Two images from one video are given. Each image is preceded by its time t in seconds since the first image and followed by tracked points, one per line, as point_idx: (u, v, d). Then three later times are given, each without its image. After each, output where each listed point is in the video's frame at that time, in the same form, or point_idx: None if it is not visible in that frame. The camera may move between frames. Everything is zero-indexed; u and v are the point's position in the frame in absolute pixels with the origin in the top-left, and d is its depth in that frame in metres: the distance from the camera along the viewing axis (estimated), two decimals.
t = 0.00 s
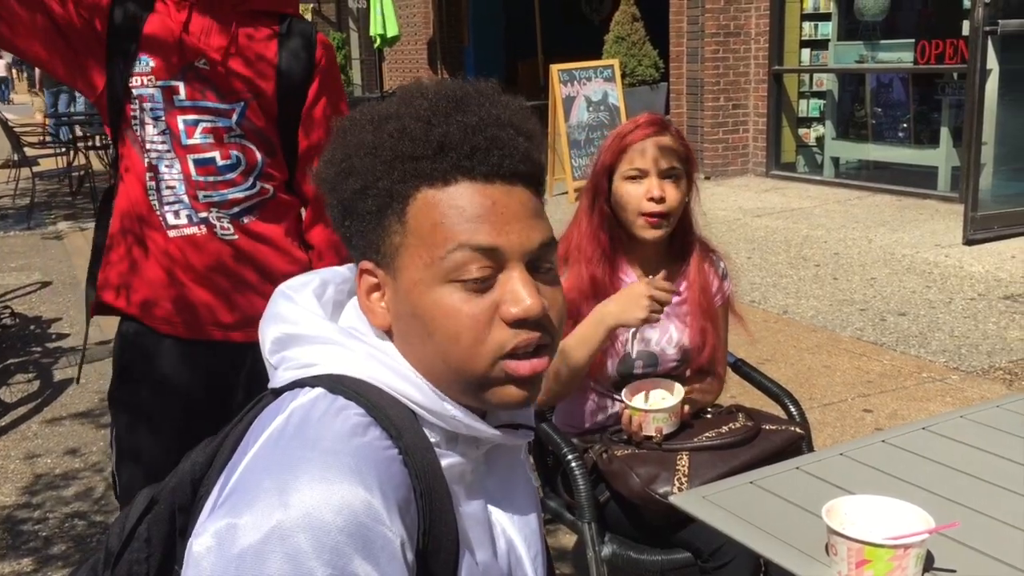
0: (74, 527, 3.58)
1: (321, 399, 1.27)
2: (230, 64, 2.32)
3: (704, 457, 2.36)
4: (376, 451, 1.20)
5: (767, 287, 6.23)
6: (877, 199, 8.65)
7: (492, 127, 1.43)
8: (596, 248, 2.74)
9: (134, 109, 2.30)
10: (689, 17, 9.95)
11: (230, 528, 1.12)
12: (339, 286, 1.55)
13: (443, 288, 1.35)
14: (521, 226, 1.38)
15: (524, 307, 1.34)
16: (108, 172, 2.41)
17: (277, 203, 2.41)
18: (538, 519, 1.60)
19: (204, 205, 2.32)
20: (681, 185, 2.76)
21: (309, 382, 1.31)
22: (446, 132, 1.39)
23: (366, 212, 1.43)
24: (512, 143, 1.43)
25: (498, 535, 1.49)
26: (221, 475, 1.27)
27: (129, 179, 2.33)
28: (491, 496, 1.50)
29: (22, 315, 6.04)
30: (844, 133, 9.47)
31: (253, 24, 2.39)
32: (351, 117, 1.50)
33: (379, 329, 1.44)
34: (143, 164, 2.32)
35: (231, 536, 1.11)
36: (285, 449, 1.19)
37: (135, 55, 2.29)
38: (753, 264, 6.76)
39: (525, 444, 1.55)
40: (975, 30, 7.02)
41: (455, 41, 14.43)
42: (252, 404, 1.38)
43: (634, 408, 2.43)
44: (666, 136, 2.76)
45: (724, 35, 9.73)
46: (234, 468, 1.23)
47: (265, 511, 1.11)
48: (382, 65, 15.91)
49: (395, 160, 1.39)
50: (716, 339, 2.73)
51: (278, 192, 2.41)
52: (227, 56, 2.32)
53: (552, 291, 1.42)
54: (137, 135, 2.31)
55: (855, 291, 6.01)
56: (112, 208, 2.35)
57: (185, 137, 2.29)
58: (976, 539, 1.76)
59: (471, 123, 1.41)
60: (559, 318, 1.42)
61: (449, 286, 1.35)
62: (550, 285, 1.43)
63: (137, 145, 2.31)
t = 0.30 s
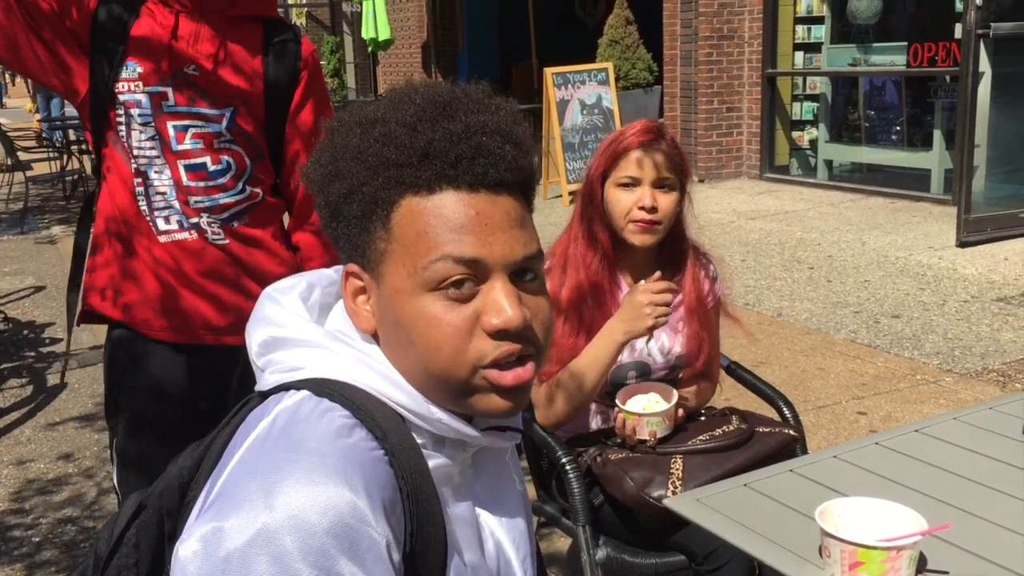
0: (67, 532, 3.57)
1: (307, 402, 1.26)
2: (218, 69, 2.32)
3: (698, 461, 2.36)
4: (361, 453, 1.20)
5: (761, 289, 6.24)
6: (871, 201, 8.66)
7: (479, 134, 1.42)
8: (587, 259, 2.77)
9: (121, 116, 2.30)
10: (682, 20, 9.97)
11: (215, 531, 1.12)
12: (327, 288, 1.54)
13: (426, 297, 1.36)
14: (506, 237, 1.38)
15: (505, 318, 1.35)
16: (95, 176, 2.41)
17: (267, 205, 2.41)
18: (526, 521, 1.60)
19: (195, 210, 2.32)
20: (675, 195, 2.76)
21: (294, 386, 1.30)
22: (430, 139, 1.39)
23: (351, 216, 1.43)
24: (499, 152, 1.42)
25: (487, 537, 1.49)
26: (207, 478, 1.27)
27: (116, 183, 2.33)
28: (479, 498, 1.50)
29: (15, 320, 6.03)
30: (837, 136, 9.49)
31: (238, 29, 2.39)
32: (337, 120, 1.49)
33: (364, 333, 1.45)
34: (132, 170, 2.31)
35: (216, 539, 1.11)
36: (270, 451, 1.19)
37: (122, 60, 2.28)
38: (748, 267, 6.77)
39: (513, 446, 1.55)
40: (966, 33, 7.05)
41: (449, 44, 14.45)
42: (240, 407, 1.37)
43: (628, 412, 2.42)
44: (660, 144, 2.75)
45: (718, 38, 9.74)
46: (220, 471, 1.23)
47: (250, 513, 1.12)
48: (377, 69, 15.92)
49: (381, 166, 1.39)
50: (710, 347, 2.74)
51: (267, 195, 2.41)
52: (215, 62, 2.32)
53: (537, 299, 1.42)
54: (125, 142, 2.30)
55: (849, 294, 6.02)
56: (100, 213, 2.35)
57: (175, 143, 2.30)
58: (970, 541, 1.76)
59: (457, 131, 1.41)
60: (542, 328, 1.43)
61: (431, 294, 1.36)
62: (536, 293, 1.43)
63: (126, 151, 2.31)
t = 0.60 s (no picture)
0: (60, 537, 3.56)
1: (305, 407, 1.26)
2: (216, 75, 2.32)
3: (693, 465, 2.36)
4: (360, 459, 1.19)
5: (755, 293, 6.25)
6: (865, 205, 8.67)
7: (486, 145, 1.43)
8: (578, 268, 2.77)
9: (117, 118, 2.29)
10: (677, 24, 10.00)
11: (212, 537, 1.12)
12: (325, 294, 1.54)
13: (430, 308, 1.35)
14: (511, 249, 1.38)
15: (510, 332, 1.34)
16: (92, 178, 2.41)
17: (261, 210, 2.42)
18: (524, 527, 1.60)
19: (189, 213, 2.31)
20: (668, 206, 2.76)
21: (292, 391, 1.30)
22: (438, 149, 1.39)
23: (355, 223, 1.43)
24: (505, 163, 1.43)
25: (484, 543, 1.48)
26: (204, 483, 1.27)
27: (111, 186, 2.32)
28: (476, 504, 1.50)
29: (9, 325, 6.01)
30: (832, 140, 9.49)
31: (235, 36, 2.38)
32: (342, 125, 1.49)
33: (365, 341, 1.44)
34: (127, 172, 2.30)
35: (214, 545, 1.11)
36: (269, 458, 1.18)
37: (120, 63, 2.27)
38: (742, 271, 6.78)
39: (511, 452, 1.54)
40: (960, 38, 7.07)
41: (444, 48, 14.46)
42: (236, 413, 1.37)
43: (623, 415, 2.42)
44: (654, 155, 2.76)
45: (712, 42, 9.77)
46: (217, 476, 1.23)
47: (249, 520, 1.11)
48: (372, 73, 15.94)
49: (386, 174, 1.39)
50: (699, 355, 2.75)
51: (262, 200, 2.42)
52: (212, 68, 2.32)
53: (540, 312, 1.42)
54: (121, 144, 2.30)
55: (844, 297, 6.03)
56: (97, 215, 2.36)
57: (171, 147, 2.29)
58: (964, 544, 1.76)
59: (463, 141, 1.41)
60: (544, 339, 1.42)
61: (435, 306, 1.35)
62: (539, 305, 1.42)
63: (122, 153, 2.30)
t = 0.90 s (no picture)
0: (58, 540, 3.55)
1: (304, 412, 1.26)
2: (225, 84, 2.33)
3: (690, 469, 2.36)
4: (359, 464, 1.19)
5: (752, 298, 6.25)
6: (861, 210, 8.69)
7: (492, 151, 1.43)
8: (574, 274, 2.77)
9: (124, 122, 2.27)
10: (675, 29, 10.02)
11: (210, 542, 1.11)
12: (325, 298, 1.55)
13: (436, 314, 1.35)
14: (517, 255, 1.38)
15: (517, 337, 1.34)
16: (87, 180, 2.37)
17: (262, 215, 2.43)
18: (521, 531, 1.60)
19: (197, 217, 2.31)
20: (664, 212, 2.77)
21: (291, 395, 1.30)
22: (445, 155, 1.40)
23: (360, 229, 1.42)
24: (512, 169, 1.44)
25: (480, 548, 1.48)
26: (202, 486, 1.26)
27: (115, 191, 2.29)
28: (473, 509, 1.50)
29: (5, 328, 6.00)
30: (828, 145, 9.50)
31: (241, 47, 2.41)
32: (345, 129, 1.49)
33: (367, 346, 1.44)
34: (133, 176, 2.28)
35: (212, 550, 1.11)
36: (267, 462, 1.18)
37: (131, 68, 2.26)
38: (739, 276, 6.78)
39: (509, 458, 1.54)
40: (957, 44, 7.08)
41: (441, 52, 14.47)
42: (235, 417, 1.37)
43: (620, 419, 2.42)
44: (650, 161, 2.76)
45: (709, 47, 9.79)
46: (215, 480, 1.22)
47: (247, 525, 1.11)
48: (369, 77, 15.94)
49: (393, 180, 1.39)
50: (695, 357, 2.75)
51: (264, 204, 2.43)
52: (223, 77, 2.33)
53: (544, 317, 1.42)
54: (127, 148, 2.28)
55: (841, 302, 6.03)
56: (98, 218, 2.32)
57: (180, 153, 2.29)
58: (959, 549, 1.76)
59: (470, 147, 1.42)
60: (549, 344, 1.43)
61: (441, 313, 1.35)
62: (543, 310, 1.42)
63: (127, 158, 2.28)
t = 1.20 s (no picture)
0: (54, 541, 3.55)
1: (301, 416, 1.26)
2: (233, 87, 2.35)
3: (686, 473, 2.36)
4: (356, 468, 1.19)
5: (748, 302, 6.26)
6: (857, 215, 8.71)
7: (492, 154, 1.44)
8: (575, 278, 2.77)
9: (133, 124, 2.25)
10: (672, 33, 10.03)
11: (206, 546, 1.11)
12: (322, 301, 1.55)
13: (437, 319, 1.35)
14: (518, 258, 1.38)
15: (519, 340, 1.35)
16: (79, 177, 2.32)
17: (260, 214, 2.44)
18: (516, 536, 1.60)
19: (210, 217, 2.32)
20: (663, 215, 2.77)
21: (289, 399, 1.30)
22: (446, 160, 1.40)
23: (359, 234, 1.42)
24: (510, 173, 1.44)
25: (476, 552, 1.48)
26: (198, 490, 1.26)
27: (124, 193, 2.27)
28: (469, 512, 1.50)
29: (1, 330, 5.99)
30: (825, 150, 9.51)
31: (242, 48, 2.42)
32: (341, 134, 1.49)
33: (366, 351, 1.44)
34: (144, 179, 2.26)
35: (208, 555, 1.10)
36: (264, 466, 1.18)
37: (140, 70, 2.25)
38: (735, 280, 6.78)
39: (505, 462, 1.54)
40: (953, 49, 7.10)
41: (438, 55, 14.48)
42: (231, 420, 1.37)
43: (617, 423, 2.43)
44: (650, 165, 2.76)
45: (706, 51, 9.81)
46: (211, 484, 1.22)
47: (243, 529, 1.11)
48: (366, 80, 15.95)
49: (393, 186, 1.39)
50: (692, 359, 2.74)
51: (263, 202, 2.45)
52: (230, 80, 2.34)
53: (544, 320, 1.42)
54: (136, 150, 2.26)
55: (837, 307, 6.04)
56: (100, 217, 2.29)
57: (192, 154, 2.28)
58: (955, 554, 1.77)
59: (470, 151, 1.42)
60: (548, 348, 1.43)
61: (443, 317, 1.35)
62: (543, 314, 1.43)
63: (137, 160, 2.26)
